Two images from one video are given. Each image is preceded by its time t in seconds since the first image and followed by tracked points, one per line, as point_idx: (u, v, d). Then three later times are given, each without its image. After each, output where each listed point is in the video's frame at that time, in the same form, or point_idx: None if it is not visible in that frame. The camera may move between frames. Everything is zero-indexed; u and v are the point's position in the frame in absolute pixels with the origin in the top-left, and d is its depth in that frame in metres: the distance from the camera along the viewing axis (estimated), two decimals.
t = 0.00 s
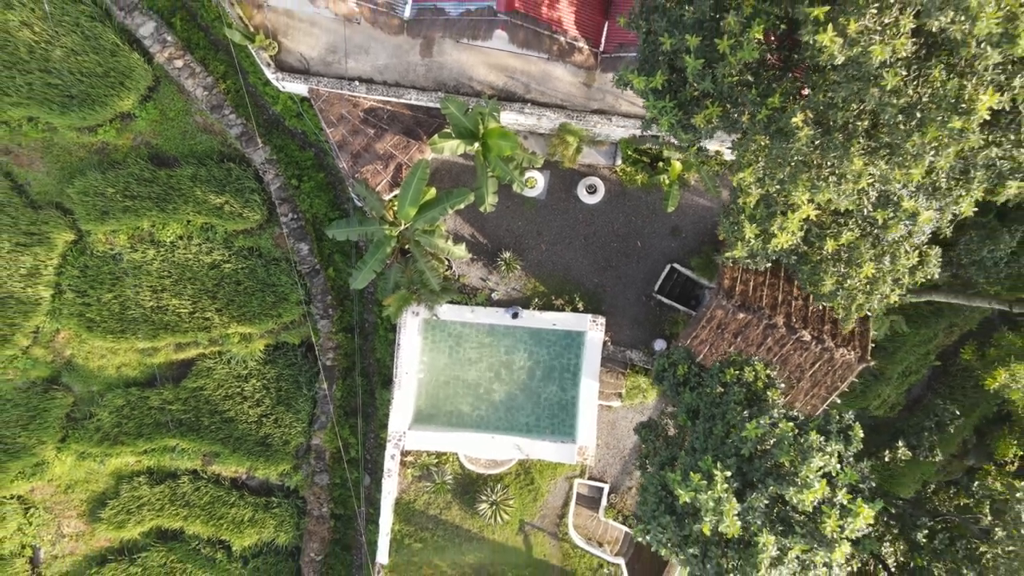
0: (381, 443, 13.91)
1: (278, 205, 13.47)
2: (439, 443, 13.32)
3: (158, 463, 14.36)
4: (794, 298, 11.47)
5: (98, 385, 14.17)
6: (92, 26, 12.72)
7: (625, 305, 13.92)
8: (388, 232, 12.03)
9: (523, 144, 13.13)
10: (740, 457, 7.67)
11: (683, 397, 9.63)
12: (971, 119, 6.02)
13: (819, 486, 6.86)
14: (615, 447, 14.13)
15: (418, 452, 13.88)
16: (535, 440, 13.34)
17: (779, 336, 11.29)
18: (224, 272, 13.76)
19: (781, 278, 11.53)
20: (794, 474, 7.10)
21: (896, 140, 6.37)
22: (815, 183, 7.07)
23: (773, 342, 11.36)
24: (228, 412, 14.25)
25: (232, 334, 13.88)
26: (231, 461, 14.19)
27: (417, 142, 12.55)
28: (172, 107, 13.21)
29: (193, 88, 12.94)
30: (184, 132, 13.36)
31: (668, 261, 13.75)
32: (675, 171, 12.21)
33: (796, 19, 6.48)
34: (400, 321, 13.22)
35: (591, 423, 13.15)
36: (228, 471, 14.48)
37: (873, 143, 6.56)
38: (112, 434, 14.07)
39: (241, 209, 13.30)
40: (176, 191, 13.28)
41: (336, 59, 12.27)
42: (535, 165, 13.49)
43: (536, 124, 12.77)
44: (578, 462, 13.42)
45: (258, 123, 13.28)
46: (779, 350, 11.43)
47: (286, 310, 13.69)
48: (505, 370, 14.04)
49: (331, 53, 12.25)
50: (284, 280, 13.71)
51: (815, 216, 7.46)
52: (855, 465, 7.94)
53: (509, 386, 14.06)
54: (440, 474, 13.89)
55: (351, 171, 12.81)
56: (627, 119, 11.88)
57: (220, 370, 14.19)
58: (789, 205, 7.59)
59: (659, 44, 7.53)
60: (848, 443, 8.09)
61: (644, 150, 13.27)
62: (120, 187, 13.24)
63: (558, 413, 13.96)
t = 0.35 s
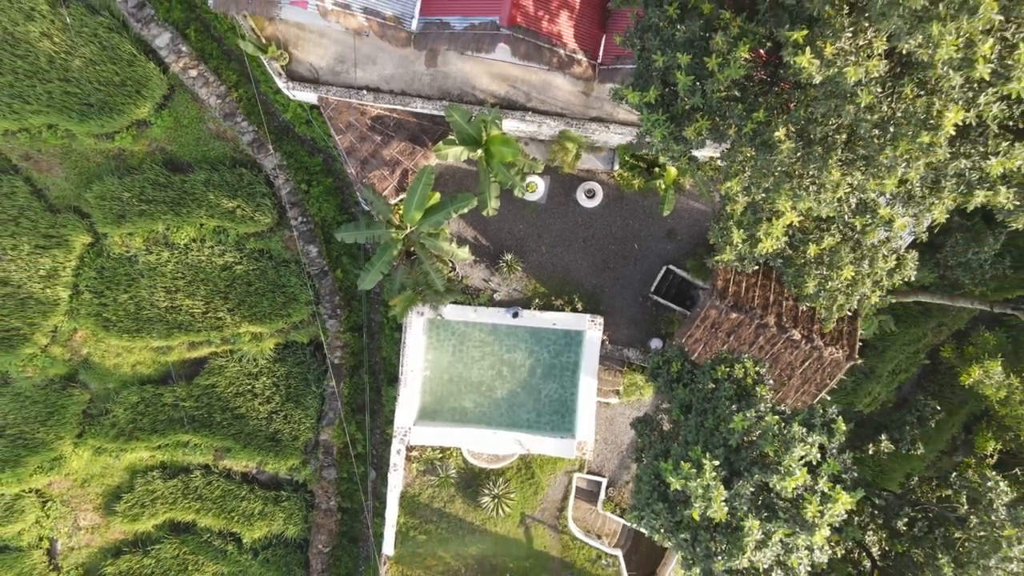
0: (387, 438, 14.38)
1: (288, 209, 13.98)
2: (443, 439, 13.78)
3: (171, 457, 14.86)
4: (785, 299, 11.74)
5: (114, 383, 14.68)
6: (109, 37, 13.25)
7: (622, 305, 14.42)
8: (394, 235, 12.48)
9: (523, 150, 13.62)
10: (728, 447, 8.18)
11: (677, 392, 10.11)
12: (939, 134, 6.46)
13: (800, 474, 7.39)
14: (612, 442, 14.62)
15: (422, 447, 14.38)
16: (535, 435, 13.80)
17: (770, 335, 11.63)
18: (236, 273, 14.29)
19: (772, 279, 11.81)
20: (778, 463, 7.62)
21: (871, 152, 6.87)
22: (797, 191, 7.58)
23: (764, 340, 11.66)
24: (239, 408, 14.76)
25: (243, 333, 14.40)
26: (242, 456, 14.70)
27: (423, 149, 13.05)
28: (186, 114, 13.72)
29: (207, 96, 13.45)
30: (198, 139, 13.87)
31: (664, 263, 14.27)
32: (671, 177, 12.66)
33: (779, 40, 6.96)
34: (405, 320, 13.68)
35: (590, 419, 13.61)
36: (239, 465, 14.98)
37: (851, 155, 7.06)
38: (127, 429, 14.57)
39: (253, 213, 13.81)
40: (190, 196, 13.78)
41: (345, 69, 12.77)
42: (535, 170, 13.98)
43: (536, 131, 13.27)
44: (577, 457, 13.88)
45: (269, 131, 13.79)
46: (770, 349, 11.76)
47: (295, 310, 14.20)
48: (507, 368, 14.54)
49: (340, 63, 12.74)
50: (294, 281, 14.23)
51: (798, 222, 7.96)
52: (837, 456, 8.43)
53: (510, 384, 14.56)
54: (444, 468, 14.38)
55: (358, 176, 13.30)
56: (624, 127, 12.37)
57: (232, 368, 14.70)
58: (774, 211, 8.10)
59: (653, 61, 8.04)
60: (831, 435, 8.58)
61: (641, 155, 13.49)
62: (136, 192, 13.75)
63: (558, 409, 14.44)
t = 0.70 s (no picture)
0: (392, 434, 14.88)
1: (298, 213, 14.53)
2: (447, 434, 14.28)
3: (185, 453, 15.39)
4: (775, 300, 12.27)
5: (130, 380, 15.22)
6: (126, 48, 13.83)
7: (619, 305, 14.96)
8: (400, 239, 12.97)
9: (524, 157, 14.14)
10: (716, 439, 8.73)
11: (670, 389, 10.64)
12: (909, 149, 6.92)
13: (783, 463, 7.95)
14: (610, 438, 15.15)
15: (427, 443, 14.89)
16: (536, 431, 14.31)
17: (761, 334, 12.12)
18: (248, 275, 14.83)
19: (763, 281, 12.34)
20: (762, 454, 8.17)
21: (848, 164, 7.39)
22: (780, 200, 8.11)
23: (756, 339, 12.12)
24: (250, 405, 15.29)
25: (254, 332, 14.94)
26: (253, 451, 15.24)
27: (428, 156, 13.55)
28: (200, 122, 14.28)
29: (221, 105, 14.00)
30: (211, 146, 14.42)
31: (659, 265, 14.81)
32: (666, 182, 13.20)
33: (762, 60, 7.51)
34: (411, 320, 14.20)
35: (588, 415, 14.13)
36: (250, 461, 15.51)
37: (829, 166, 7.60)
38: (142, 425, 15.11)
39: (264, 217, 14.35)
40: (204, 201, 14.33)
41: (353, 79, 13.31)
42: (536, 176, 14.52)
43: (537, 139, 13.80)
44: (576, 452, 14.39)
45: (280, 138, 14.35)
46: (763, 348, 12.21)
47: (304, 310, 14.74)
48: (508, 366, 15.08)
49: (348, 73, 13.29)
50: (303, 282, 14.77)
51: (782, 229, 8.49)
52: (820, 448, 8.95)
53: (511, 381, 15.10)
54: (447, 462, 14.89)
55: (366, 182, 13.82)
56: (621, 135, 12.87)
57: (243, 366, 15.25)
58: (760, 218, 8.63)
59: (646, 78, 8.60)
60: (814, 428, 9.11)
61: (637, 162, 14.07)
62: (152, 197, 14.31)
63: (558, 406, 14.96)
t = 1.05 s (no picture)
0: (396, 431, 15.34)
1: (306, 217, 15.02)
2: (449, 432, 14.72)
3: (195, 449, 15.88)
4: (766, 301, 12.72)
5: (143, 379, 15.70)
6: (140, 58, 14.35)
7: (616, 306, 15.45)
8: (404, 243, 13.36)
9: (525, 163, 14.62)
10: (706, 433, 9.22)
11: (664, 386, 11.12)
12: (884, 162, 7.44)
13: (768, 456, 8.43)
14: (607, 434, 15.62)
15: (430, 439, 15.35)
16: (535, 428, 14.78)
17: (753, 334, 12.55)
18: (257, 277, 15.33)
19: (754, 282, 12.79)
20: (749, 446, 8.67)
21: (828, 174, 7.87)
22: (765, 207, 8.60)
23: (748, 339, 12.54)
24: (258, 403, 15.78)
25: (263, 332, 15.44)
26: (262, 447, 15.73)
27: (431, 162, 14.03)
28: (211, 129, 14.77)
29: (231, 113, 14.50)
30: (222, 152, 14.92)
31: (655, 267, 15.30)
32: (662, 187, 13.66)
33: (748, 77, 8.02)
34: (415, 320, 14.66)
35: (587, 412, 14.59)
36: (258, 457, 15.99)
37: (811, 176, 8.09)
38: (154, 422, 15.59)
39: (273, 221, 14.83)
40: (215, 205, 14.83)
41: (360, 88, 13.78)
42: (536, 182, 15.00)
43: (536, 145, 14.28)
44: (575, 448, 14.85)
45: (289, 145, 14.84)
46: (755, 348, 12.62)
47: (312, 311, 15.23)
48: (509, 365, 15.57)
49: (354, 82, 13.75)
50: (311, 284, 15.26)
51: (768, 234, 8.97)
52: (805, 442, 9.43)
53: (512, 380, 15.58)
54: (450, 458, 15.35)
55: (371, 187, 14.30)
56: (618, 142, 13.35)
57: (252, 365, 15.75)
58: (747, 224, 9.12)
59: (641, 92, 9.10)
60: (800, 423, 9.59)
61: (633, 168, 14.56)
62: (165, 202, 14.82)
63: (557, 404, 15.43)
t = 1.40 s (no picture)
0: (402, 428, 15.85)
1: (315, 221, 15.57)
2: (453, 428, 15.23)
3: (208, 445, 16.41)
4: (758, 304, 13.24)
5: (157, 377, 16.25)
6: (157, 69, 14.94)
7: (615, 307, 16.00)
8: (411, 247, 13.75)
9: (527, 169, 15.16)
10: (699, 428, 9.76)
11: (659, 384, 11.66)
12: (863, 173, 7.98)
13: (756, 448, 9.02)
14: (606, 431, 16.16)
15: (435, 436, 15.88)
16: (537, 425, 15.28)
17: (746, 335, 13.06)
18: (268, 279, 15.88)
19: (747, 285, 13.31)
20: (739, 440, 9.22)
21: (812, 185, 8.41)
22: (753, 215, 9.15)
23: (742, 339, 13.06)
24: (269, 401, 16.34)
25: (274, 332, 15.98)
26: (272, 443, 16.28)
27: (437, 169, 14.59)
28: (224, 137, 15.35)
29: (244, 121, 15.06)
30: (234, 158, 15.48)
31: (653, 269, 15.85)
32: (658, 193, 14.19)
33: (737, 94, 8.60)
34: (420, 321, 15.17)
35: (586, 409, 15.11)
36: (269, 453, 16.53)
37: (797, 186, 8.60)
38: (168, 419, 16.13)
39: (283, 225, 15.38)
40: (227, 210, 15.39)
41: (368, 97, 14.27)
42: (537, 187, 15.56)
43: (538, 153, 14.83)
44: (575, 444, 15.38)
45: (299, 151, 15.41)
46: (748, 347, 13.14)
47: (321, 312, 15.78)
48: (511, 364, 16.10)
49: (363, 92, 14.24)
50: (320, 286, 15.80)
51: (756, 240, 9.53)
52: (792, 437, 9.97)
53: (514, 378, 16.11)
54: (454, 454, 15.87)
55: (380, 193, 14.87)
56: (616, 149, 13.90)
57: (262, 364, 16.31)
58: (737, 231, 9.68)
59: (637, 106, 9.66)
60: (788, 419, 10.12)
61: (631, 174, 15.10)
62: (180, 207, 15.39)
63: (557, 402, 15.95)
